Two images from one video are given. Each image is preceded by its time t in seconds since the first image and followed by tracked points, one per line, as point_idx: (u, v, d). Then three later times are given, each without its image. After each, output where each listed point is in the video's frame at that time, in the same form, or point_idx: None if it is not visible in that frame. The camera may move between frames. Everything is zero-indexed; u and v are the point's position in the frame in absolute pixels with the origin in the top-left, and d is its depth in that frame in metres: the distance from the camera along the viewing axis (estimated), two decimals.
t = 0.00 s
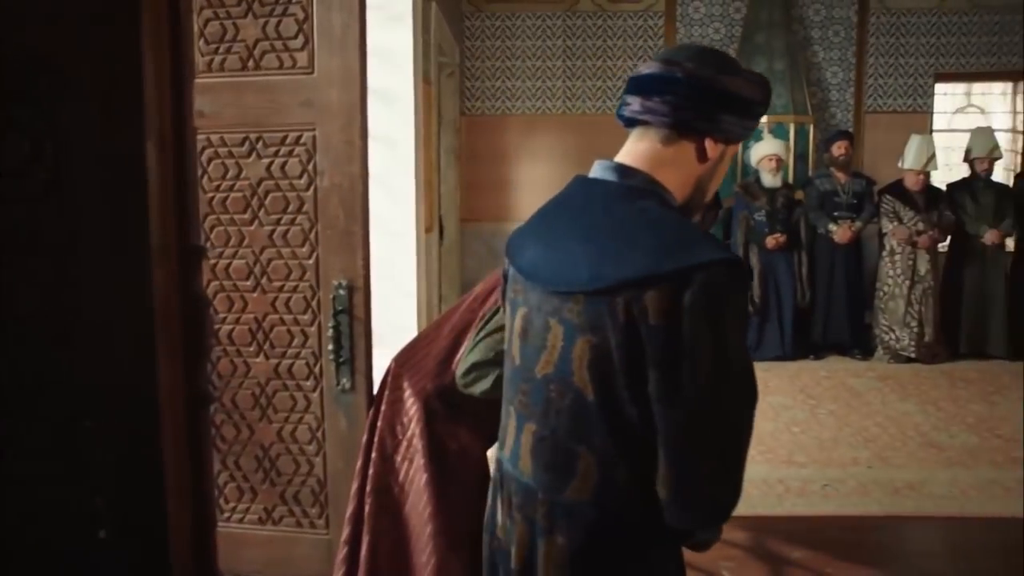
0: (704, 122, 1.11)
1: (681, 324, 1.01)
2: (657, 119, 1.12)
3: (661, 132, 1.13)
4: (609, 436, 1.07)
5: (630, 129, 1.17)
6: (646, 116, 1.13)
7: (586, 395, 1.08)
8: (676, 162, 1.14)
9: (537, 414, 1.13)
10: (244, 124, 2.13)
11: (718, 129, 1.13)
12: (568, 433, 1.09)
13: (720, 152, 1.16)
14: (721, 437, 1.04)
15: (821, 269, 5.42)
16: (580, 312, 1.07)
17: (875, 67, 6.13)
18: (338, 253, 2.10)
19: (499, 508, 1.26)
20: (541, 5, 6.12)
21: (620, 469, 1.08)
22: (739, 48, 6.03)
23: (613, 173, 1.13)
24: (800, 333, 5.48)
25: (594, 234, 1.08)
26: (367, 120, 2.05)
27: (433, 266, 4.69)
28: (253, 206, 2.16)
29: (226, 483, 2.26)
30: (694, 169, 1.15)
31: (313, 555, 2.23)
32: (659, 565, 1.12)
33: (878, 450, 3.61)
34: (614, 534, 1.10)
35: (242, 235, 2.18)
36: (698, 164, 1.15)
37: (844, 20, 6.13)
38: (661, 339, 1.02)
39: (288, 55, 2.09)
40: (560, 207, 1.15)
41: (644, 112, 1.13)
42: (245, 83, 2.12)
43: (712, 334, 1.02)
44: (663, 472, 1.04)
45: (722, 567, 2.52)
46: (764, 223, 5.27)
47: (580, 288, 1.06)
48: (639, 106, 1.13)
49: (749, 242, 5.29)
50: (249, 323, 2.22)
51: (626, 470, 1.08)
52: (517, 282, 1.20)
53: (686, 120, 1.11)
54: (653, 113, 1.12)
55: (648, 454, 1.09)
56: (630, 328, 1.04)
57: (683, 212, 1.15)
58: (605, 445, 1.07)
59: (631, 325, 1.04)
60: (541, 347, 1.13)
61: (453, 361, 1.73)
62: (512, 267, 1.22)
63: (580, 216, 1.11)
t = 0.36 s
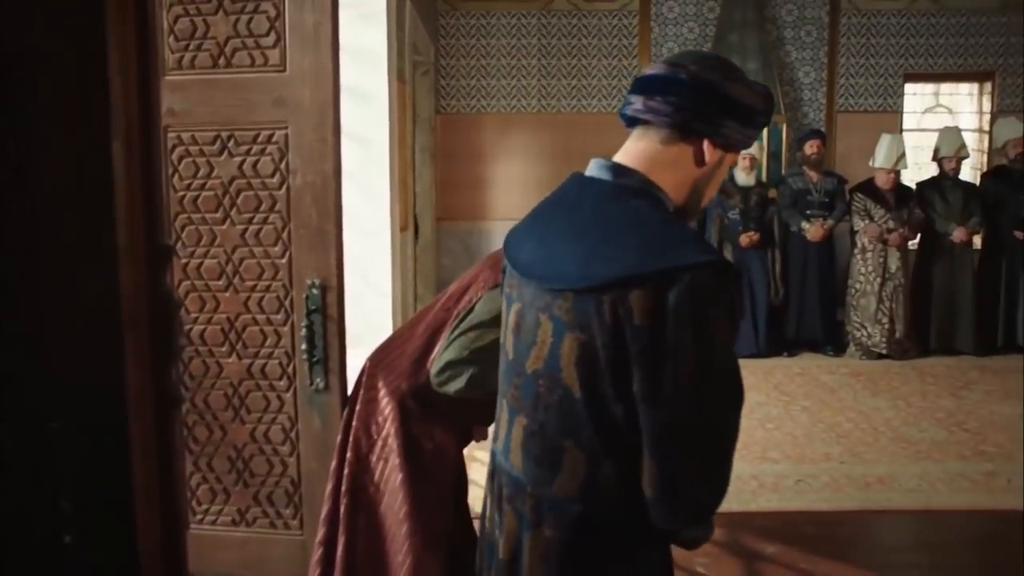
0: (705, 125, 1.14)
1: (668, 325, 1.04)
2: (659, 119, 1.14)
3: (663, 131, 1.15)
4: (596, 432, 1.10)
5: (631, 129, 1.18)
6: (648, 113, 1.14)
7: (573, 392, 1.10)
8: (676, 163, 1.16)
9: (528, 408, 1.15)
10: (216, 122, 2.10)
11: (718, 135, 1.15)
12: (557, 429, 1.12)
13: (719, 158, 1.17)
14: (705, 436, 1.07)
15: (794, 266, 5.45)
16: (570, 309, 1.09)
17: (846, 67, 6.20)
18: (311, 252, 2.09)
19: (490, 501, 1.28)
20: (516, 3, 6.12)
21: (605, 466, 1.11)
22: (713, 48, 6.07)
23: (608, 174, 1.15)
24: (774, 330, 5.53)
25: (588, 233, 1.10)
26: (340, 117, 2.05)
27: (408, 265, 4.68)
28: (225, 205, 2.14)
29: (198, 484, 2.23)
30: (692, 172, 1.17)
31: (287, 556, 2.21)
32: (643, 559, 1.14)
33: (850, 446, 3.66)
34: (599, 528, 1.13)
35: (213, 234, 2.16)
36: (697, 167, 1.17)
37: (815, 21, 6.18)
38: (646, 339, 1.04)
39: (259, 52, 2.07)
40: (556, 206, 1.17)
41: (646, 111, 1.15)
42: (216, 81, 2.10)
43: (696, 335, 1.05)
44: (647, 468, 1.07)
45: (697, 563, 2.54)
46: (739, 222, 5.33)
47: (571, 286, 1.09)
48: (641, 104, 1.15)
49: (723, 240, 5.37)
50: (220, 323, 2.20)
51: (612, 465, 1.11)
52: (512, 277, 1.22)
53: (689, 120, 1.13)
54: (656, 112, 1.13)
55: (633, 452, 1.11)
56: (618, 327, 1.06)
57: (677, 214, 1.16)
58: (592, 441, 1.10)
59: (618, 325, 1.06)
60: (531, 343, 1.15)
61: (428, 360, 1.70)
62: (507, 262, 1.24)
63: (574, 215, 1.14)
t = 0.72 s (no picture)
0: (734, 147, 1.13)
1: (689, 314, 1.05)
2: (692, 138, 1.13)
3: (694, 149, 1.15)
4: (613, 418, 1.09)
5: (665, 141, 1.18)
6: (682, 130, 1.14)
7: (594, 377, 1.10)
8: (702, 181, 1.16)
9: (550, 390, 1.13)
10: (185, 119, 2.08)
11: (747, 159, 1.14)
12: (573, 413, 1.11)
13: (743, 180, 1.16)
14: (717, 427, 1.07)
15: (765, 263, 5.53)
16: (594, 298, 1.10)
17: (817, 66, 6.26)
18: (282, 252, 2.08)
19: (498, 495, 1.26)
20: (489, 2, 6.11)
21: (620, 450, 1.10)
22: (686, 47, 6.08)
23: (636, 179, 1.16)
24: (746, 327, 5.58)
25: (618, 230, 1.11)
26: (312, 115, 2.04)
27: (382, 265, 4.66)
28: (195, 204, 2.11)
29: (169, 486, 2.21)
30: (714, 191, 1.16)
31: (259, 558, 2.20)
32: (648, 555, 1.13)
33: (821, 442, 3.70)
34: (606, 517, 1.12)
35: (184, 233, 2.13)
36: (721, 188, 1.16)
37: (786, 20, 6.24)
38: (667, 327, 1.05)
39: (229, 50, 2.05)
40: (588, 207, 1.18)
41: (679, 127, 1.14)
42: (186, 78, 2.07)
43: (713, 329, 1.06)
44: (660, 452, 1.06)
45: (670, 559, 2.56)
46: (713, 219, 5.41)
47: (597, 278, 1.10)
48: (675, 119, 1.15)
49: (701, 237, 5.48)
50: (191, 322, 2.17)
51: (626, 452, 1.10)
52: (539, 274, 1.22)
53: (719, 144, 1.12)
54: (690, 131, 1.13)
55: (648, 441, 1.11)
56: (640, 316, 1.07)
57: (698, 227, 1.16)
58: (609, 425, 1.09)
59: (641, 313, 1.06)
60: (552, 331, 1.14)
61: (401, 359, 1.70)
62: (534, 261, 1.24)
63: (603, 215, 1.15)
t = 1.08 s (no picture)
0: (762, 175, 1.49)
1: (743, 300, 1.41)
2: (727, 169, 1.50)
3: (730, 178, 1.51)
4: (682, 382, 1.48)
5: (706, 173, 1.55)
6: (718, 163, 1.51)
7: (665, 353, 1.47)
8: (739, 202, 1.52)
9: (628, 364, 1.51)
10: (142, 116, 2.04)
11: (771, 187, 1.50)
12: (650, 381, 1.49)
13: (769, 202, 1.53)
14: (766, 382, 1.44)
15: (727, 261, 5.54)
16: (665, 290, 1.46)
17: (777, 66, 6.31)
18: (242, 250, 2.06)
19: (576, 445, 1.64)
20: None
21: (686, 407, 1.49)
22: (649, 46, 6.24)
23: (687, 197, 1.52)
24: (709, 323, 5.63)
25: (679, 238, 1.47)
26: (271, 112, 2.02)
27: (345, 264, 4.62)
28: (152, 202, 2.08)
29: (126, 489, 2.17)
30: (748, 209, 1.52)
31: (220, 560, 2.17)
32: (709, 487, 1.52)
33: (783, 437, 3.75)
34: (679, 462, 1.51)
35: (140, 233, 2.10)
36: (754, 208, 1.52)
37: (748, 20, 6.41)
38: (724, 310, 1.42)
39: (186, 45, 2.02)
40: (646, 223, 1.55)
41: (716, 162, 1.51)
42: (141, 74, 2.04)
43: (762, 312, 1.42)
44: (722, 405, 1.43)
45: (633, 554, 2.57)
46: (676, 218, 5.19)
47: (666, 278, 1.46)
48: (713, 155, 1.52)
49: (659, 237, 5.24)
50: (148, 323, 2.13)
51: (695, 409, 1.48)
52: (608, 275, 1.58)
53: (751, 172, 1.48)
54: (725, 164, 1.50)
55: (708, 397, 1.49)
56: (705, 303, 1.44)
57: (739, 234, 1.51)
58: (678, 386, 1.48)
59: (704, 300, 1.44)
60: (627, 320, 1.51)
61: (362, 357, 1.69)
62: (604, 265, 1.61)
63: (663, 226, 1.50)
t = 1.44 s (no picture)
0: (744, 155, 1.87)
1: (747, 243, 1.75)
2: (717, 152, 1.87)
3: (719, 158, 1.89)
4: (698, 315, 1.82)
5: (697, 155, 1.92)
6: (710, 147, 1.87)
7: (681, 290, 1.82)
8: (728, 177, 1.89)
9: (651, 300, 1.86)
10: (63, 112, 1.98)
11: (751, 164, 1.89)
12: (670, 315, 1.83)
13: (751, 175, 1.91)
14: (765, 310, 1.77)
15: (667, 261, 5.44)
16: (678, 240, 1.81)
17: (717, 66, 6.46)
18: (172, 251, 2.03)
19: (604, 377, 1.97)
20: None
21: (700, 333, 1.82)
22: (591, 45, 6.17)
23: (690, 172, 1.89)
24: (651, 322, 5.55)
25: (686, 200, 1.84)
26: (201, 108, 2.00)
27: (284, 265, 4.54)
28: (75, 202, 2.00)
29: (50, 498, 2.09)
30: (735, 183, 1.90)
31: (151, 567, 2.12)
32: (724, 397, 1.85)
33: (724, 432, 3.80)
34: (703, 382, 1.84)
35: (63, 233, 2.02)
36: (739, 181, 1.90)
37: (687, 21, 6.37)
38: (730, 251, 1.76)
39: (111, 39, 1.97)
40: (655, 193, 1.93)
41: (707, 146, 1.88)
42: (62, 68, 1.97)
43: (761, 253, 1.76)
44: (727, 330, 1.75)
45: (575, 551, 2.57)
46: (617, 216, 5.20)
47: (679, 230, 1.82)
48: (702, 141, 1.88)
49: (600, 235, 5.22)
50: (73, 326, 2.05)
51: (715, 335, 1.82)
52: (624, 234, 1.94)
53: (737, 154, 1.86)
54: (715, 148, 1.87)
55: (717, 325, 1.83)
56: (712, 248, 1.78)
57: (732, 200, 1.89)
58: (692, 316, 1.82)
59: (713, 245, 1.78)
60: (648, 267, 1.86)
61: (297, 359, 1.66)
62: (620, 228, 1.97)
63: (671, 194, 1.88)
